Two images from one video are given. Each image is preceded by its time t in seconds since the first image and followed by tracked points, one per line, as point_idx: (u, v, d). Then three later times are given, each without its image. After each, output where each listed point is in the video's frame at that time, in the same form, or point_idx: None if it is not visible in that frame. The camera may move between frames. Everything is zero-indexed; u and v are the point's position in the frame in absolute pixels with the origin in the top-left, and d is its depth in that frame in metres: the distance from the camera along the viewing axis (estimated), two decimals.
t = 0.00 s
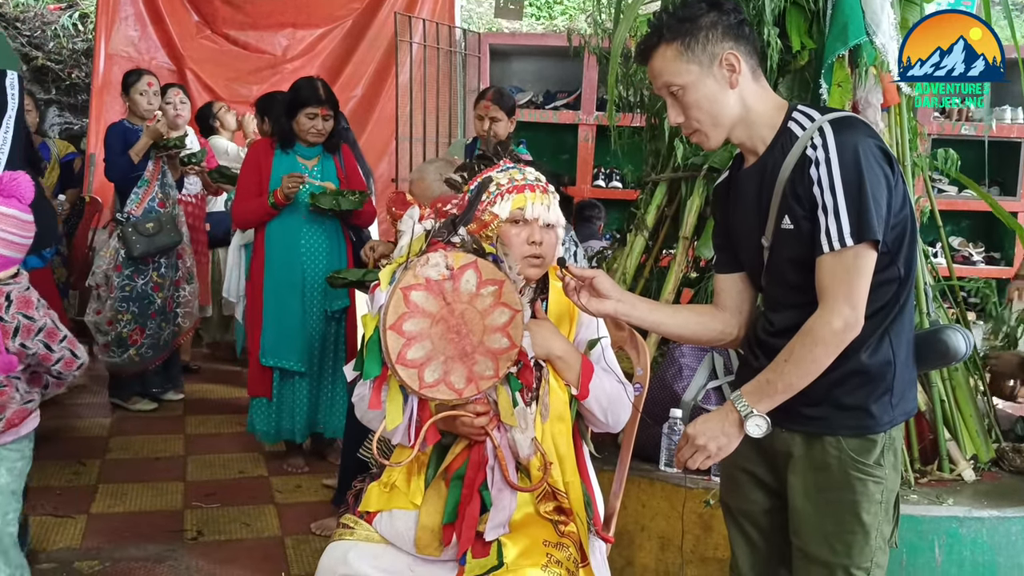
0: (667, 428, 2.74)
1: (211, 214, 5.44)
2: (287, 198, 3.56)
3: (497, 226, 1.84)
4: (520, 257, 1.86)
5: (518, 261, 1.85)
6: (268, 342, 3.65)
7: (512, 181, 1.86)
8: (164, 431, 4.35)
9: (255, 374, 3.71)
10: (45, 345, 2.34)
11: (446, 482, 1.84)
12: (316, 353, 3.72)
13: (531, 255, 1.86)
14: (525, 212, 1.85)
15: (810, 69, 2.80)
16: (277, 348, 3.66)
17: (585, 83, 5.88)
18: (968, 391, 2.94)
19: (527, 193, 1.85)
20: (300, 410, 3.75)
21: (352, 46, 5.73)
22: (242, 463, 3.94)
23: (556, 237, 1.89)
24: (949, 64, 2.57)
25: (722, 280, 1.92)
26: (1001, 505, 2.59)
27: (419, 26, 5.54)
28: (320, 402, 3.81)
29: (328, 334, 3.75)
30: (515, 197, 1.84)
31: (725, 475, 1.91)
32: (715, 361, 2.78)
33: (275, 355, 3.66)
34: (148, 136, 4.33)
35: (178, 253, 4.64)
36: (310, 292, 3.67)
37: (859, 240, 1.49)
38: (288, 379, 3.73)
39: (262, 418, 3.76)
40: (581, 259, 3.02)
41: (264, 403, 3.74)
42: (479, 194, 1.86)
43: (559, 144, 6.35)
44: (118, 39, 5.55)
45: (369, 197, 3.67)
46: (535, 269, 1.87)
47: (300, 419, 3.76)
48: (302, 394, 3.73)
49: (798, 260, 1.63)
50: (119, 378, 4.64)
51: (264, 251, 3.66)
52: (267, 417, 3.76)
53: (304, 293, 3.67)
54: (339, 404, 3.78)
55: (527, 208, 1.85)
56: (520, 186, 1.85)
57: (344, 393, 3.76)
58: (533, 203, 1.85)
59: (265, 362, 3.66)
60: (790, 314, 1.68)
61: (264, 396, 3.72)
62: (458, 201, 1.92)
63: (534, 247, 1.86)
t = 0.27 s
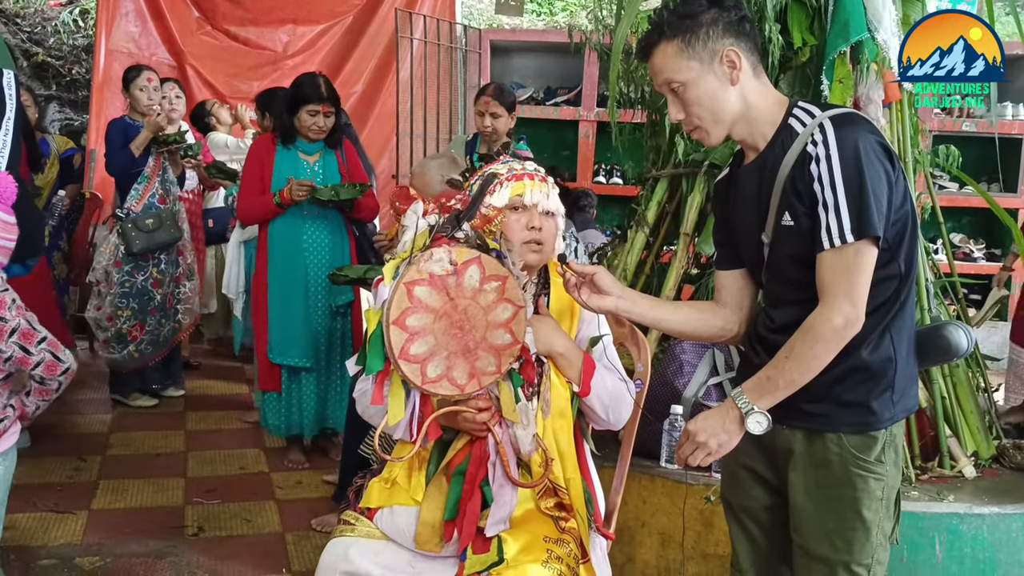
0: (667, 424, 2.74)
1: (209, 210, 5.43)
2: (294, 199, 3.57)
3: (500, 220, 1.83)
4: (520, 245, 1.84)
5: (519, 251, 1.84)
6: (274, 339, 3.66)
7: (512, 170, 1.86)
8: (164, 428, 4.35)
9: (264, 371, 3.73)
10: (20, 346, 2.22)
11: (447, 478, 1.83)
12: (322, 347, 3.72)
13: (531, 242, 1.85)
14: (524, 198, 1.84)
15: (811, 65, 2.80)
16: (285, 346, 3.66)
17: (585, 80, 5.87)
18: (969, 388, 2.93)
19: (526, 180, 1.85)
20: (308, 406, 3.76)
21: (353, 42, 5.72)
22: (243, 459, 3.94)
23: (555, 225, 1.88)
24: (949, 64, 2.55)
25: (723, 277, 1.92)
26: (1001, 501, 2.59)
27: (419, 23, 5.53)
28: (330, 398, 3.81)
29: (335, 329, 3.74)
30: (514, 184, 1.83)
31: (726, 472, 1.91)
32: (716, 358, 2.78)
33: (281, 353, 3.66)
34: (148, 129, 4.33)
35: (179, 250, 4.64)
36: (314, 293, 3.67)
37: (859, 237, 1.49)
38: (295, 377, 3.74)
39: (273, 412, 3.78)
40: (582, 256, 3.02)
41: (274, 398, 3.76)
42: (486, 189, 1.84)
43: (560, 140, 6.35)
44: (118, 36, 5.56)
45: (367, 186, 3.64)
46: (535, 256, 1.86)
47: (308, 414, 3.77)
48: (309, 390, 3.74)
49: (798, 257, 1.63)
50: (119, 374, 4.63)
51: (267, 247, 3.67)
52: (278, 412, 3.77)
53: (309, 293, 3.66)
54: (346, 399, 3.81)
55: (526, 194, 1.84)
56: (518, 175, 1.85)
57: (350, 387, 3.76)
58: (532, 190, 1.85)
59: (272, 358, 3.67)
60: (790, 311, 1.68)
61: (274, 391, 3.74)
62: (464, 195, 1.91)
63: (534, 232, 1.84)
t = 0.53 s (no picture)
0: (668, 425, 2.75)
1: (207, 210, 5.43)
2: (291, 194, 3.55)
3: (502, 218, 1.81)
4: (521, 241, 1.86)
5: (520, 249, 1.86)
6: (274, 338, 3.66)
7: (506, 168, 1.88)
8: (164, 427, 4.35)
9: (264, 368, 3.74)
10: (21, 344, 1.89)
11: (448, 477, 1.84)
12: (325, 347, 3.73)
13: (530, 237, 1.86)
14: (520, 194, 1.86)
15: (812, 65, 2.80)
16: (284, 343, 3.66)
17: (586, 79, 5.88)
18: (970, 388, 2.93)
19: (520, 176, 1.87)
20: (308, 405, 3.74)
21: (353, 41, 5.72)
22: (243, 458, 3.94)
23: (551, 219, 1.91)
24: (949, 64, 2.50)
25: (723, 277, 1.92)
26: (1002, 501, 2.59)
27: (420, 22, 5.52)
28: (331, 398, 3.80)
29: (337, 327, 3.75)
30: (508, 180, 1.85)
31: (726, 471, 1.91)
32: (716, 357, 2.78)
33: (281, 351, 3.66)
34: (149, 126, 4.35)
35: (179, 249, 4.64)
36: (315, 290, 3.67)
37: (859, 236, 1.49)
38: (295, 375, 3.74)
39: (275, 411, 3.80)
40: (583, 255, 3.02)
41: (275, 395, 3.78)
42: (486, 188, 1.84)
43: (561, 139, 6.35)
44: (118, 34, 5.58)
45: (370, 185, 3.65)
46: (534, 249, 1.87)
47: (307, 413, 3.75)
48: (308, 389, 3.72)
49: (799, 256, 1.62)
50: (119, 373, 4.63)
51: (268, 246, 3.67)
52: (280, 410, 3.78)
53: (309, 291, 3.67)
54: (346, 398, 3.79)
55: (521, 190, 1.86)
56: (512, 171, 1.87)
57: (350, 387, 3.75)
58: (527, 185, 1.86)
59: (272, 357, 3.67)
60: (790, 311, 1.67)
61: (275, 388, 3.75)
62: (465, 194, 1.88)
63: (532, 227, 1.86)
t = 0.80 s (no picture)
0: (668, 424, 2.75)
1: (205, 211, 5.43)
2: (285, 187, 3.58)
3: (502, 218, 1.83)
4: (522, 236, 1.86)
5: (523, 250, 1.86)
6: (274, 337, 3.66)
7: (499, 165, 1.90)
8: (164, 427, 4.35)
9: (262, 367, 3.74)
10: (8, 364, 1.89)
11: (448, 477, 1.83)
12: (323, 348, 3.73)
13: (532, 231, 1.87)
14: (517, 188, 1.88)
15: (811, 64, 2.80)
16: (283, 342, 3.66)
17: (586, 78, 5.89)
18: (971, 387, 2.93)
19: (515, 173, 1.89)
20: (305, 404, 3.74)
21: (353, 41, 5.71)
22: (243, 458, 3.94)
23: (548, 213, 1.92)
24: (949, 64, 2.64)
25: (722, 276, 1.92)
26: (1002, 500, 2.59)
27: (420, 22, 5.52)
28: (329, 397, 3.81)
29: (337, 326, 3.75)
30: (503, 177, 1.88)
31: (725, 471, 1.91)
32: (716, 356, 2.78)
33: (280, 350, 3.67)
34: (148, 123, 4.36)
35: (179, 249, 4.64)
36: (314, 290, 3.67)
37: (858, 236, 1.49)
38: (292, 375, 3.74)
39: (269, 411, 3.79)
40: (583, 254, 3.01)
41: (271, 396, 3.76)
42: (485, 186, 1.86)
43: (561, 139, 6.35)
44: (118, 35, 5.59)
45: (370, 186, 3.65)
46: (535, 242, 1.87)
47: (303, 412, 3.74)
48: (306, 388, 3.72)
49: (798, 256, 1.62)
50: (119, 373, 4.63)
51: (268, 246, 3.67)
52: (275, 411, 3.78)
53: (308, 291, 3.67)
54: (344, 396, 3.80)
55: (518, 185, 1.88)
56: (506, 168, 1.90)
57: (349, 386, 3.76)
58: (522, 180, 1.89)
59: (271, 356, 3.67)
60: (790, 310, 1.67)
61: (271, 388, 3.74)
62: (464, 192, 1.89)
63: (532, 220, 1.87)
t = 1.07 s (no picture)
0: (668, 424, 2.75)
1: (204, 211, 5.43)
2: (284, 185, 3.59)
3: (504, 220, 1.85)
4: (529, 247, 1.86)
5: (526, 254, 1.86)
6: (274, 338, 3.66)
7: (507, 172, 1.87)
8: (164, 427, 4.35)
9: (261, 367, 3.73)
10: None
11: (448, 476, 1.84)
12: (321, 348, 3.74)
13: (539, 244, 1.87)
14: (526, 201, 1.86)
15: (810, 63, 2.80)
16: (283, 344, 3.66)
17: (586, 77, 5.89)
18: (971, 385, 2.93)
19: (524, 182, 1.87)
20: (305, 403, 3.74)
21: (353, 41, 5.71)
22: (244, 459, 3.94)
23: (554, 223, 1.91)
24: (949, 65, 2.56)
25: (721, 276, 1.92)
26: (1002, 499, 2.59)
27: (419, 22, 5.53)
28: (327, 397, 3.81)
29: (334, 327, 3.75)
30: (515, 188, 1.85)
31: (725, 470, 1.91)
32: (716, 355, 2.78)
33: (280, 350, 3.66)
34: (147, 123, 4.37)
35: (178, 249, 4.64)
36: (314, 290, 3.68)
37: (856, 235, 1.49)
38: (292, 374, 3.74)
39: (266, 412, 3.78)
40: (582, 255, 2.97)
41: (269, 396, 3.75)
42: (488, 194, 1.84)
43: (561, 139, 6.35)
44: (118, 35, 5.60)
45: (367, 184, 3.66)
46: (541, 258, 1.87)
47: (304, 411, 3.74)
48: (306, 387, 3.72)
49: (797, 255, 1.63)
50: (119, 373, 4.63)
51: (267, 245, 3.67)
52: (272, 410, 3.77)
53: (308, 291, 3.67)
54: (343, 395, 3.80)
55: (527, 197, 1.86)
56: (516, 178, 1.86)
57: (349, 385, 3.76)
58: (531, 191, 1.86)
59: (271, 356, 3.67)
60: (788, 310, 1.68)
61: (270, 388, 3.73)
62: (466, 195, 1.88)
63: (540, 235, 1.87)
